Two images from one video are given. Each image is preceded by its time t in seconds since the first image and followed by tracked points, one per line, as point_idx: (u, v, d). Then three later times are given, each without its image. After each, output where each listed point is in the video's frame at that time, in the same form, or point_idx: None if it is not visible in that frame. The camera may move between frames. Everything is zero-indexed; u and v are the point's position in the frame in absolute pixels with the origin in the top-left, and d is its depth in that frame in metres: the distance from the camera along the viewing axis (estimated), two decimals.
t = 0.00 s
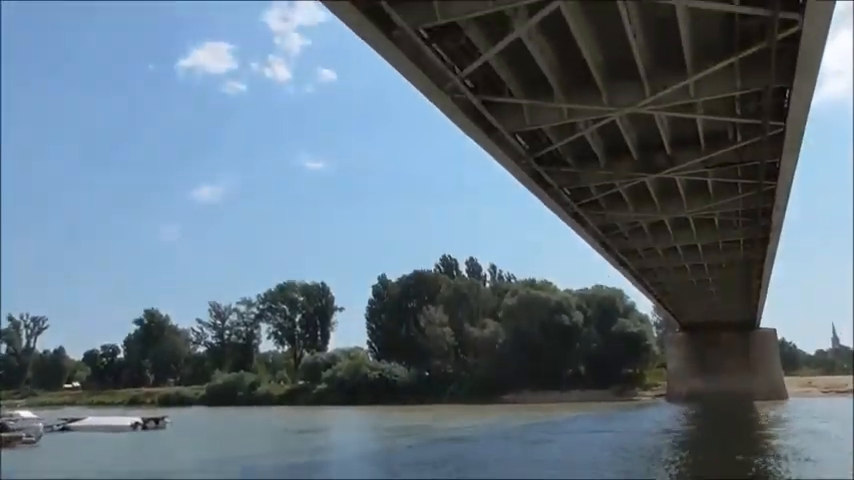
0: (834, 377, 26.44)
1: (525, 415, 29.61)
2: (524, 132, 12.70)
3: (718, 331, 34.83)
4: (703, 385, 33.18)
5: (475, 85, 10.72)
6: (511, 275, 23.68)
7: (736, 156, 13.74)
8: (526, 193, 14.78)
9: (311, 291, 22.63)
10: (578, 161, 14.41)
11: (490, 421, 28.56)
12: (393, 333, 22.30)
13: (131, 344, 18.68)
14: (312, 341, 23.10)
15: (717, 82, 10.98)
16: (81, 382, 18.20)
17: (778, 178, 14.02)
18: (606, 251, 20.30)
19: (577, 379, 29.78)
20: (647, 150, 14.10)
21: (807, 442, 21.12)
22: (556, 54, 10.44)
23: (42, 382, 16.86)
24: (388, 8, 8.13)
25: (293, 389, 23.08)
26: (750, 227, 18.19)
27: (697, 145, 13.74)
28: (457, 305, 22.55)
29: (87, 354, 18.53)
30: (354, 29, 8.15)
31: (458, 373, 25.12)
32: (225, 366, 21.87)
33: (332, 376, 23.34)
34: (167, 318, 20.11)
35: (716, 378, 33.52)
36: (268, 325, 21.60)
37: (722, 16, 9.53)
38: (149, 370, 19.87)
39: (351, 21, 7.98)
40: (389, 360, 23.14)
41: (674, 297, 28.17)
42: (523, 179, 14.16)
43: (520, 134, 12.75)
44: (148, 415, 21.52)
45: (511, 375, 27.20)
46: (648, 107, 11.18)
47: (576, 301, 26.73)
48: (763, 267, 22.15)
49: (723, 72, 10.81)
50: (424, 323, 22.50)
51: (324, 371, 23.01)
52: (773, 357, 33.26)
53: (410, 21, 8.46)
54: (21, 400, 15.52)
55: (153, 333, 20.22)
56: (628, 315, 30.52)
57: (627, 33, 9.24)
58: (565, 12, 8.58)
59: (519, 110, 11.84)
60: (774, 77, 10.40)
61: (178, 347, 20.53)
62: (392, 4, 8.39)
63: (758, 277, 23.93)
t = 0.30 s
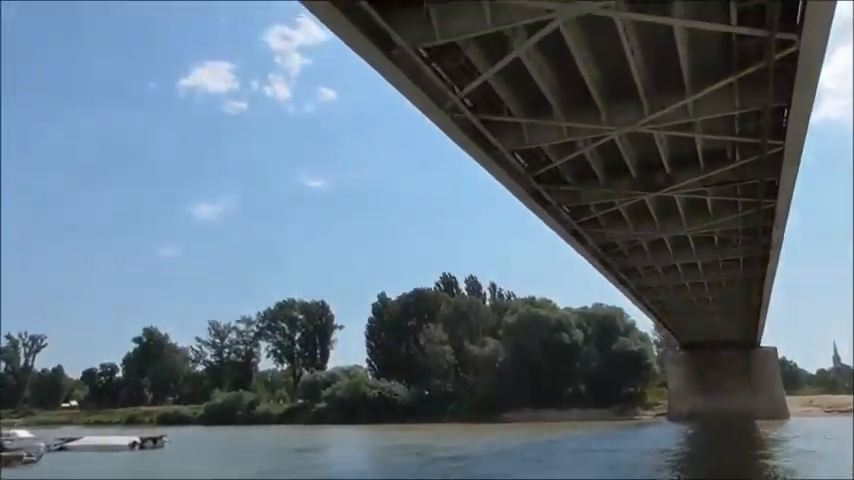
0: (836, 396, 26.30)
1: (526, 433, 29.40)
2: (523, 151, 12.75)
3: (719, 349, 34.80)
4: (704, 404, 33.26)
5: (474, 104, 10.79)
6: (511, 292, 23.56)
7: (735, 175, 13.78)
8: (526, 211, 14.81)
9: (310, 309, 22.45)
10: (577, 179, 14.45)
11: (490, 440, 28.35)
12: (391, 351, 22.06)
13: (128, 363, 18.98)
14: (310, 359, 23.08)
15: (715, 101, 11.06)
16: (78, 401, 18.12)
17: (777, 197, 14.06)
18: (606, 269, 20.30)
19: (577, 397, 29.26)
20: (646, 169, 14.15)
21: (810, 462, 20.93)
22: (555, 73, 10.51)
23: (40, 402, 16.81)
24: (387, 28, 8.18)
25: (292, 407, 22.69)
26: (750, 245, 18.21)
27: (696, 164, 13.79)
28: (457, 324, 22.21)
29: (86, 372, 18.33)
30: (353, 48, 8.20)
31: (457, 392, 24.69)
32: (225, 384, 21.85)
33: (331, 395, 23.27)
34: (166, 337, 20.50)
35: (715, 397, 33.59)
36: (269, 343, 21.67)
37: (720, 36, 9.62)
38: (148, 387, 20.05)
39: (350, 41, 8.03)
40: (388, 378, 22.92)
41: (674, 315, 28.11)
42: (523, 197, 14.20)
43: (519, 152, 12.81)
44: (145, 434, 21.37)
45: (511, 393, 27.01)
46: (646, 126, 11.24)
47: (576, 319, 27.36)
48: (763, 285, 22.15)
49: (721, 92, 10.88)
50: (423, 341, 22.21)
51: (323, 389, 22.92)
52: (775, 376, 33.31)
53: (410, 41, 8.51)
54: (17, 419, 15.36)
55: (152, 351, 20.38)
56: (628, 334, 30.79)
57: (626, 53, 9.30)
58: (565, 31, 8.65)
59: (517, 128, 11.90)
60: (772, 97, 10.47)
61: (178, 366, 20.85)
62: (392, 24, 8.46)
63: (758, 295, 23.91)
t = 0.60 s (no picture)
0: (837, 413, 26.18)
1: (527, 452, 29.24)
2: (522, 168, 12.81)
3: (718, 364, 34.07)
4: (706, 422, 32.55)
5: (474, 122, 10.84)
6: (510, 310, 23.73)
7: (735, 192, 13.80)
8: (526, 228, 14.85)
9: (310, 327, 23.28)
10: (577, 197, 14.50)
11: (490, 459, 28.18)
12: (391, 370, 21.86)
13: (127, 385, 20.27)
14: (310, 377, 23.59)
15: (714, 118, 11.11)
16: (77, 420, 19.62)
17: (777, 214, 14.07)
18: (606, 286, 20.31)
19: (577, 415, 29.22)
20: (646, 186, 14.19)
21: None
22: (554, 91, 10.56)
23: (37, 420, 18.99)
24: (387, 46, 8.24)
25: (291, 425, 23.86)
26: (750, 262, 18.20)
27: (696, 181, 13.82)
28: (456, 341, 21.54)
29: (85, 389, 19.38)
30: (353, 66, 8.26)
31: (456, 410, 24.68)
32: (223, 402, 22.03)
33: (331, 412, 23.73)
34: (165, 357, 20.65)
35: (716, 415, 32.61)
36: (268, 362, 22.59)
37: (717, 54, 9.69)
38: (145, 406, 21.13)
39: (350, 58, 8.08)
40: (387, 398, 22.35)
41: (674, 332, 28.10)
42: (523, 214, 14.23)
43: (518, 170, 12.89)
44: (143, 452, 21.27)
45: (510, 411, 26.59)
46: (645, 143, 11.27)
47: (576, 336, 27.91)
48: (763, 303, 22.12)
49: (719, 109, 10.94)
50: (423, 358, 21.60)
51: (323, 407, 23.41)
52: (776, 392, 32.94)
53: (409, 60, 8.55)
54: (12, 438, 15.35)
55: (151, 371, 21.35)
56: (629, 351, 30.96)
57: (624, 71, 9.34)
58: (563, 50, 8.68)
59: (516, 146, 11.96)
60: (770, 115, 10.52)
61: (178, 385, 21.46)
62: (391, 44, 8.51)
63: (758, 313, 23.89)
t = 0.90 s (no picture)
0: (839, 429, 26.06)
1: (527, 467, 29.05)
2: (522, 182, 12.85)
3: (719, 382, 34.28)
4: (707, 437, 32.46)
5: (474, 136, 10.88)
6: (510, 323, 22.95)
7: (735, 206, 13.79)
8: (526, 242, 14.84)
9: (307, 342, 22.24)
10: (577, 211, 14.51)
11: (491, 473, 28.00)
12: (393, 384, 21.89)
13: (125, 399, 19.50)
14: (310, 393, 24.19)
15: (713, 132, 11.13)
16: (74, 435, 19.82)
17: (777, 228, 14.06)
18: (606, 300, 20.26)
19: (578, 430, 29.13)
20: (645, 200, 14.21)
21: None
22: (552, 105, 10.59)
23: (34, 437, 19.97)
24: (387, 60, 8.31)
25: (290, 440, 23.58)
26: (751, 277, 18.18)
27: (695, 195, 13.83)
28: (457, 357, 21.41)
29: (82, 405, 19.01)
30: (353, 81, 8.33)
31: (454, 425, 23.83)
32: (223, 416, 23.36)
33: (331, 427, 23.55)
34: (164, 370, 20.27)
35: (717, 430, 32.68)
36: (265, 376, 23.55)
37: (715, 69, 9.73)
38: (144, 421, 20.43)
39: (350, 73, 8.15)
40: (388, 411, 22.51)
41: (674, 347, 28.03)
42: (523, 228, 14.23)
43: (518, 184, 12.91)
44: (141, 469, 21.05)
45: (511, 425, 26.50)
46: (645, 158, 11.28)
47: (577, 351, 27.00)
48: (764, 317, 22.07)
49: (718, 124, 10.98)
50: (423, 373, 21.39)
51: (323, 422, 23.43)
52: (777, 407, 32.67)
53: (409, 74, 8.59)
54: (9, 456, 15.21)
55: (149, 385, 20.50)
56: (630, 364, 30.60)
57: (623, 85, 9.37)
58: (563, 64, 8.70)
59: (516, 160, 11.99)
60: (769, 129, 10.55)
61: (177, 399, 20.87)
62: (391, 58, 8.55)
63: (759, 328, 23.87)
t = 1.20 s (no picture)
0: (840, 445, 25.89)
1: None
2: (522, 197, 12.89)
3: (722, 398, 34.31)
4: (708, 452, 31.93)
5: (474, 151, 10.93)
6: (512, 339, 23.22)
7: (734, 221, 13.81)
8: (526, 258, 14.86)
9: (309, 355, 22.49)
10: (577, 226, 14.56)
11: None
12: (392, 402, 21.03)
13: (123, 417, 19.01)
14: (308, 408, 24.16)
15: (712, 148, 11.16)
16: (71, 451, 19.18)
17: (776, 244, 14.06)
18: (606, 315, 20.26)
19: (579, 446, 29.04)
20: (645, 215, 14.24)
21: None
22: (551, 120, 10.63)
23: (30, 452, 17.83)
24: (387, 77, 8.37)
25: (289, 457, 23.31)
26: (751, 292, 18.16)
27: (695, 210, 13.86)
28: (456, 371, 22.17)
29: (79, 421, 18.87)
30: (353, 97, 8.39)
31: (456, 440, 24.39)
32: (222, 433, 21.93)
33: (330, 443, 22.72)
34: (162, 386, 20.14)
35: (718, 445, 32.18)
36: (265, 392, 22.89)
37: (713, 85, 9.78)
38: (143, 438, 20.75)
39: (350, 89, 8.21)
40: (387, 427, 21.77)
41: (675, 362, 27.96)
42: (523, 243, 14.26)
43: (518, 199, 12.96)
44: None
45: (510, 439, 26.84)
46: (644, 173, 11.31)
47: (577, 366, 28.17)
48: (765, 333, 22.02)
49: (716, 139, 11.02)
50: (423, 389, 21.59)
51: (323, 437, 22.67)
52: (780, 424, 32.50)
53: (409, 90, 8.64)
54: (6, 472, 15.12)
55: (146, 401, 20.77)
56: (631, 381, 30.71)
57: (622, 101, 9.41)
58: (562, 81, 8.75)
59: (516, 175, 12.03)
60: (767, 145, 10.58)
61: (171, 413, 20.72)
62: (390, 75, 8.61)
63: (760, 344, 23.81)
